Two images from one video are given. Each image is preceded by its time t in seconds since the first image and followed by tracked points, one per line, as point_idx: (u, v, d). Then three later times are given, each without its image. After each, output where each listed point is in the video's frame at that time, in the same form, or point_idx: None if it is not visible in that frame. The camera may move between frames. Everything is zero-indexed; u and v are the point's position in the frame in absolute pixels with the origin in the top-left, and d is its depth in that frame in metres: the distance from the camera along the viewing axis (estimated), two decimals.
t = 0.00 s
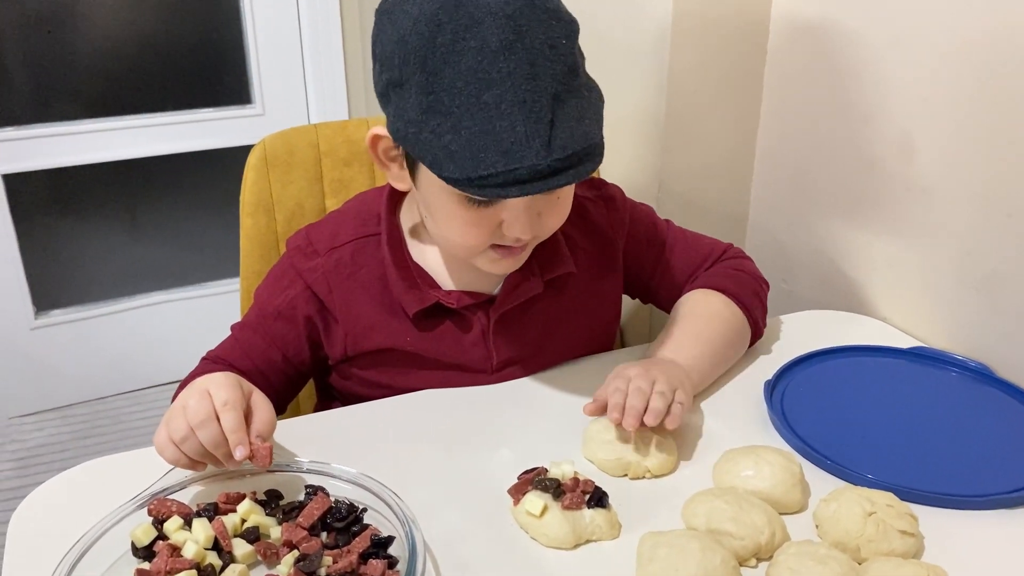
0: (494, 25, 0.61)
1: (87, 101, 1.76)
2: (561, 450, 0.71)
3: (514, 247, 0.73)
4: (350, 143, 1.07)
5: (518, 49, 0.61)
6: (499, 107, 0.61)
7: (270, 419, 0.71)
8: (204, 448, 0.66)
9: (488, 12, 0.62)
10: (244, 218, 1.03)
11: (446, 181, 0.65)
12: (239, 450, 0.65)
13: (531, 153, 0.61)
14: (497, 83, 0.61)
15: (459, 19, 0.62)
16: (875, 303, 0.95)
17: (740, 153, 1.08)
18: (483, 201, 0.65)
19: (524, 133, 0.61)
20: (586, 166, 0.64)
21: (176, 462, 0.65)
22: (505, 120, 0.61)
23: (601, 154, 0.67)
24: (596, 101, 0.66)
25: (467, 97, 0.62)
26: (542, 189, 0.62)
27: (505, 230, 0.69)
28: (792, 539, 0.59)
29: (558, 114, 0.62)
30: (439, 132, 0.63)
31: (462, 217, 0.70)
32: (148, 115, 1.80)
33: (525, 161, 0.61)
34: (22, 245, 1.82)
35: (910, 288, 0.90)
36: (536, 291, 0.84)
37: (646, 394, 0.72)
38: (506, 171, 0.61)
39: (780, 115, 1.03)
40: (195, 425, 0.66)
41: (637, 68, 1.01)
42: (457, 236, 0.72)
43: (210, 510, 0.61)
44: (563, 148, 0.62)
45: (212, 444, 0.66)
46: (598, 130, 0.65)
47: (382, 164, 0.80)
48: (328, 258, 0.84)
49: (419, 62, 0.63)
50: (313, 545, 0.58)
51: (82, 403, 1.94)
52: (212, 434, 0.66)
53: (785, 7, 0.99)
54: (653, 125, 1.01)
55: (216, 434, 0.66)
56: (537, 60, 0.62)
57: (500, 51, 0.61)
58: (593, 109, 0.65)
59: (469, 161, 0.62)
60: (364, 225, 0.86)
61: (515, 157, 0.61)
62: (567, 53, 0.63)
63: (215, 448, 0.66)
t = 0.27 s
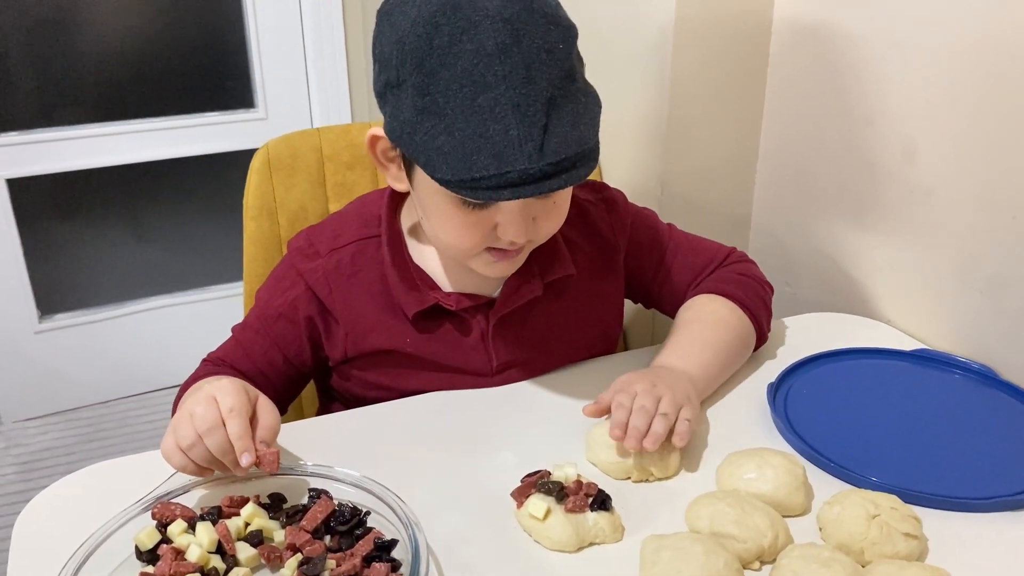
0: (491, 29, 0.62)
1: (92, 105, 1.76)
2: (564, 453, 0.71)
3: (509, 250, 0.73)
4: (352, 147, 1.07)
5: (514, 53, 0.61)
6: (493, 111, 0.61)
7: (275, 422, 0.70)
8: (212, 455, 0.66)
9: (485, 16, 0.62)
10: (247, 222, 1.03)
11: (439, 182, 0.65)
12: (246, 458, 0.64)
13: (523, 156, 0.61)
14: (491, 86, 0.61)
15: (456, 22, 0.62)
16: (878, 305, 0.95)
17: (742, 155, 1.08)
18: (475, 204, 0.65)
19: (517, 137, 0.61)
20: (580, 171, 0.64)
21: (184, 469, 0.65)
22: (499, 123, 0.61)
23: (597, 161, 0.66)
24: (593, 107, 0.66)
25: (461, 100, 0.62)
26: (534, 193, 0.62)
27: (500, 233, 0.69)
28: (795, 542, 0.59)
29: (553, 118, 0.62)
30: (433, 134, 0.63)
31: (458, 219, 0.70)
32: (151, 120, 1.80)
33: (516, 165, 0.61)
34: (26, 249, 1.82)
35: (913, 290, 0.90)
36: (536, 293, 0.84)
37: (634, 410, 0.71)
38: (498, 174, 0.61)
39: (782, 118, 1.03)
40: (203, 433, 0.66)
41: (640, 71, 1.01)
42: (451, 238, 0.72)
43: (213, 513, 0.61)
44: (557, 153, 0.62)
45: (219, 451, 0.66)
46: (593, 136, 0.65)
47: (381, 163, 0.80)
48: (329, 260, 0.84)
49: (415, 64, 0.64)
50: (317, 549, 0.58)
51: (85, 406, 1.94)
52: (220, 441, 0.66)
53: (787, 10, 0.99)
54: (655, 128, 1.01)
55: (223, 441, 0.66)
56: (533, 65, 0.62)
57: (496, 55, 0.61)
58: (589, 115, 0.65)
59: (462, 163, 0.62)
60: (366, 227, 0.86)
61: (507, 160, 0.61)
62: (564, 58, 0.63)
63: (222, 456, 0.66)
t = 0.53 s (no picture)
0: (495, 29, 0.62)
1: (101, 109, 1.78)
2: (571, 452, 0.71)
3: (510, 252, 0.73)
4: (359, 149, 1.08)
5: (517, 54, 0.62)
6: (493, 110, 0.61)
7: (284, 423, 0.71)
8: (219, 453, 0.66)
9: (491, 17, 0.62)
10: (255, 224, 1.04)
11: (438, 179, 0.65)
12: (252, 456, 0.65)
13: (520, 157, 0.61)
14: (493, 86, 0.61)
15: (462, 21, 0.63)
16: (885, 306, 0.95)
17: (749, 157, 1.08)
18: (474, 202, 0.65)
19: (516, 137, 0.61)
20: (578, 174, 0.63)
21: (191, 467, 0.66)
22: (498, 122, 0.61)
23: (598, 164, 0.66)
24: (596, 111, 0.66)
25: (462, 98, 0.62)
26: (531, 194, 0.62)
27: (500, 234, 0.69)
28: (803, 539, 0.59)
29: (553, 120, 0.62)
30: (433, 132, 0.64)
31: (460, 219, 0.70)
32: (158, 124, 1.81)
33: (514, 165, 0.61)
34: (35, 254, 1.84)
35: (920, 290, 0.89)
36: (543, 295, 0.84)
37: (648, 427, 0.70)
38: (495, 173, 0.61)
39: (788, 119, 1.03)
40: (210, 430, 0.67)
41: (645, 73, 1.02)
42: (453, 238, 0.72)
43: (221, 511, 0.61)
44: (555, 155, 0.62)
45: (226, 449, 0.66)
46: (595, 139, 0.64)
47: (387, 162, 0.81)
48: (337, 260, 0.84)
49: (420, 61, 0.64)
50: (323, 546, 0.58)
51: (93, 409, 1.95)
52: (227, 438, 0.66)
53: (793, 11, 0.99)
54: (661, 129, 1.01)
55: (230, 439, 0.66)
56: (535, 66, 0.62)
57: (499, 55, 0.61)
58: (592, 118, 0.65)
59: (461, 161, 0.62)
60: (373, 228, 0.86)
61: (504, 160, 0.61)
62: (568, 60, 0.63)
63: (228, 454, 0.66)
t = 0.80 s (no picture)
0: (494, 40, 0.64)
1: (116, 115, 1.81)
2: (575, 451, 0.72)
3: (508, 257, 0.75)
4: (368, 155, 1.10)
5: (514, 64, 0.63)
6: (489, 119, 0.63)
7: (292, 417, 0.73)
8: (230, 444, 0.68)
9: (490, 28, 0.64)
10: (265, 228, 1.06)
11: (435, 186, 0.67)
12: (263, 446, 0.67)
13: (514, 165, 0.63)
14: (489, 95, 0.63)
15: (462, 32, 0.65)
16: (886, 308, 0.96)
17: (752, 163, 1.09)
18: (470, 208, 0.67)
19: (511, 145, 0.63)
20: (572, 182, 0.65)
21: (202, 457, 0.68)
22: (494, 131, 0.63)
23: (592, 172, 0.68)
24: (591, 120, 0.67)
25: (460, 107, 0.64)
26: (524, 201, 0.64)
27: (498, 238, 0.71)
28: (800, 534, 0.60)
29: (548, 129, 0.64)
30: (430, 139, 0.65)
31: (459, 224, 0.72)
32: (170, 132, 1.84)
33: (508, 173, 0.63)
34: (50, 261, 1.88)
35: (920, 293, 0.91)
36: (547, 298, 0.86)
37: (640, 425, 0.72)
38: (490, 180, 0.63)
39: (790, 125, 1.05)
40: (222, 422, 0.69)
41: (649, 79, 1.03)
42: (453, 243, 0.74)
43: (233, 505, 0.63)
44: (548, 163, 0.63)
45: (237, 440, 0.68)
46: (589, 149, 0.66)
47: (392, 168, 0.83)
48: (345, 263, 0.86)
49: (420, 70, 0.66)
50: (333, 539, 0.60)
51: (103, 413, 1.99)
52: (238, 430, 0.69)
53: (795, 18, 1.01)
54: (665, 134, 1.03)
55: (242, 430, 0.68)
56: (531, 76, 0.64)
57: (497, 65, 0.63)
58: (587, 128, 0.67)
59: (457, 168, 0.64)
60: (381, 232, 0.88)
61: (499, 168, 0.63)
62: (564, 71, 0.65)
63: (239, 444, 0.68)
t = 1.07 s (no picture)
0: (494, 95, 0.71)
1: (151, 143, 1.98)
2: (576, 461, 0.79)
3: (512, 285, 0.82)
4: (386, 183, 1.18)
5: (512, 117, 0.71)
6: (490, 168, 0.71)
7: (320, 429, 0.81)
8: (266, 452, 0.76)
9: (490, 84, 0.72)
10: (290, 251, 1.13)
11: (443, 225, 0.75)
12: (296, 454, 0.75)
13: (512, 209, 0.70)
14: (490, 146, 0.71)
15: (465, 88, 0.72)
16: (869, 328, 1.03)
17: (745, 191, 1.17)
18: (474, 245, 0.74)
19: (509, 191, 0.70)
20: (564, 221, 0.73)
21: (241, 463, 0.75)
22: (494, 179, 0.71)
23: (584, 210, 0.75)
24: (583, 163, 0.75)
25: (464, 157, 0.72)
26: (522, 240, 0.72)
27: (503, 268, 0.78)
28: (777, 535, 0.67)
29: (543, 175, 0.71)
30: (438, 184, 0.73)
31: (467, 256, 0.79)
32: (195, 152, 2.01)
33: (506, 216, 0.70)
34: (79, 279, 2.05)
35: (899, 316, 0.97)
36: (551, 320, 0.93)
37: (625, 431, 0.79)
38: (491, 223, 0.71)
39: (779, 156, 1.12)
40: (259, 432, 0.76)
41: (647, 113, 1.11)
42: (462, 272, 0.81)
43: (269, 507, 0.70)
44: (543, 206, 0.71)
45: (273, 449, 0.76)
46: (581, 190, 0.73)
47: (407, 202, 0.90)
48: (366, 287, 0.94)
49: (428, 122, 0.73)
50: (359, 538, 0.67)
51: (127, 422, 2.16)
52: (273, 440, 0.76)
53: (783, 57, 1.08)
54: (662, 165, 1.10)
55: (277, 440, 0.76)
56: (528, 128, 0.71)
57: (496, 119, 0.71)
58: (579, 171, 0.74)
59: (461, 211, 0.72)
60: (399, 258, 0.95)
61: (499, 212, 0.71)
62: (558, 121, 0.73)
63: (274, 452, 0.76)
